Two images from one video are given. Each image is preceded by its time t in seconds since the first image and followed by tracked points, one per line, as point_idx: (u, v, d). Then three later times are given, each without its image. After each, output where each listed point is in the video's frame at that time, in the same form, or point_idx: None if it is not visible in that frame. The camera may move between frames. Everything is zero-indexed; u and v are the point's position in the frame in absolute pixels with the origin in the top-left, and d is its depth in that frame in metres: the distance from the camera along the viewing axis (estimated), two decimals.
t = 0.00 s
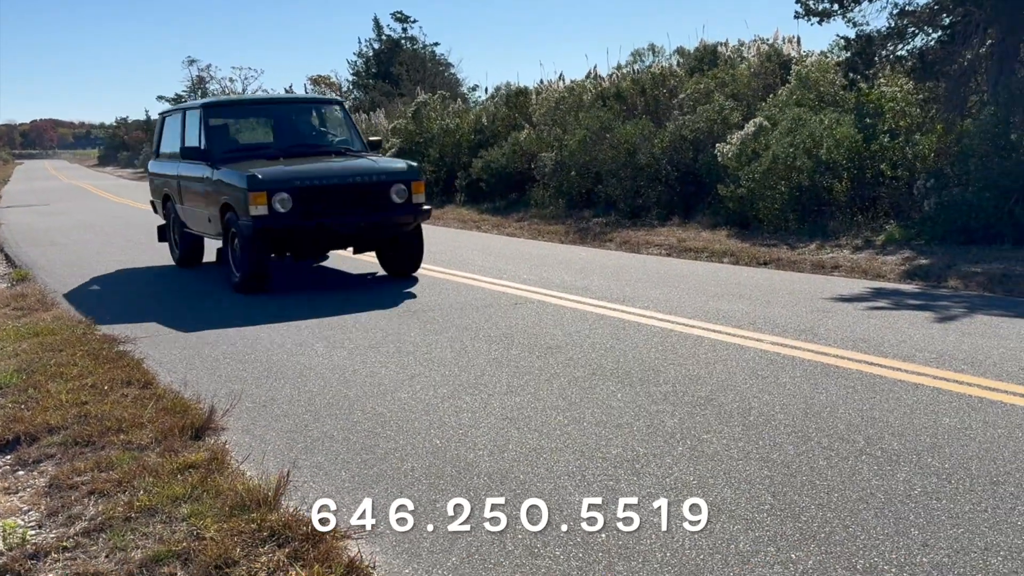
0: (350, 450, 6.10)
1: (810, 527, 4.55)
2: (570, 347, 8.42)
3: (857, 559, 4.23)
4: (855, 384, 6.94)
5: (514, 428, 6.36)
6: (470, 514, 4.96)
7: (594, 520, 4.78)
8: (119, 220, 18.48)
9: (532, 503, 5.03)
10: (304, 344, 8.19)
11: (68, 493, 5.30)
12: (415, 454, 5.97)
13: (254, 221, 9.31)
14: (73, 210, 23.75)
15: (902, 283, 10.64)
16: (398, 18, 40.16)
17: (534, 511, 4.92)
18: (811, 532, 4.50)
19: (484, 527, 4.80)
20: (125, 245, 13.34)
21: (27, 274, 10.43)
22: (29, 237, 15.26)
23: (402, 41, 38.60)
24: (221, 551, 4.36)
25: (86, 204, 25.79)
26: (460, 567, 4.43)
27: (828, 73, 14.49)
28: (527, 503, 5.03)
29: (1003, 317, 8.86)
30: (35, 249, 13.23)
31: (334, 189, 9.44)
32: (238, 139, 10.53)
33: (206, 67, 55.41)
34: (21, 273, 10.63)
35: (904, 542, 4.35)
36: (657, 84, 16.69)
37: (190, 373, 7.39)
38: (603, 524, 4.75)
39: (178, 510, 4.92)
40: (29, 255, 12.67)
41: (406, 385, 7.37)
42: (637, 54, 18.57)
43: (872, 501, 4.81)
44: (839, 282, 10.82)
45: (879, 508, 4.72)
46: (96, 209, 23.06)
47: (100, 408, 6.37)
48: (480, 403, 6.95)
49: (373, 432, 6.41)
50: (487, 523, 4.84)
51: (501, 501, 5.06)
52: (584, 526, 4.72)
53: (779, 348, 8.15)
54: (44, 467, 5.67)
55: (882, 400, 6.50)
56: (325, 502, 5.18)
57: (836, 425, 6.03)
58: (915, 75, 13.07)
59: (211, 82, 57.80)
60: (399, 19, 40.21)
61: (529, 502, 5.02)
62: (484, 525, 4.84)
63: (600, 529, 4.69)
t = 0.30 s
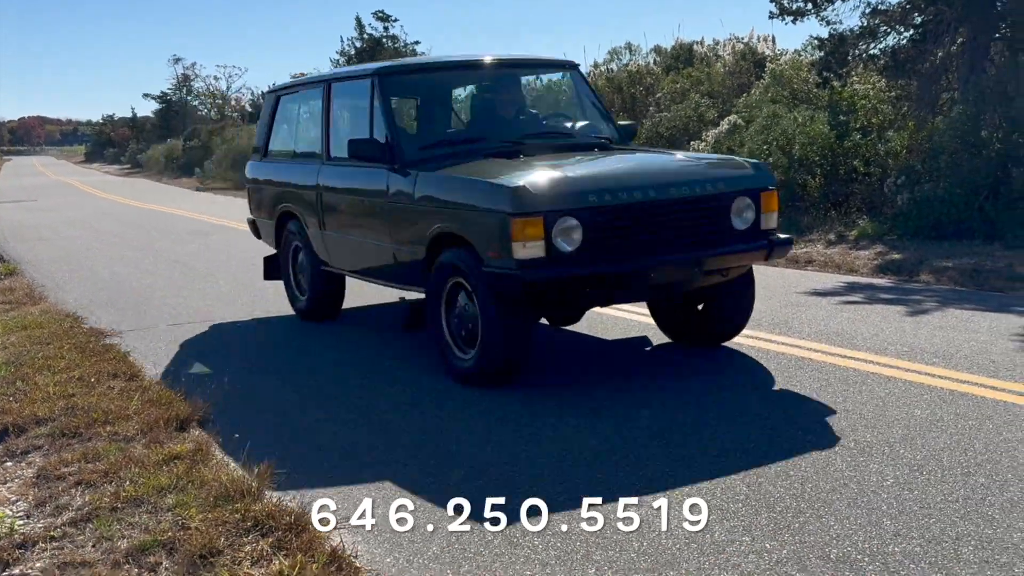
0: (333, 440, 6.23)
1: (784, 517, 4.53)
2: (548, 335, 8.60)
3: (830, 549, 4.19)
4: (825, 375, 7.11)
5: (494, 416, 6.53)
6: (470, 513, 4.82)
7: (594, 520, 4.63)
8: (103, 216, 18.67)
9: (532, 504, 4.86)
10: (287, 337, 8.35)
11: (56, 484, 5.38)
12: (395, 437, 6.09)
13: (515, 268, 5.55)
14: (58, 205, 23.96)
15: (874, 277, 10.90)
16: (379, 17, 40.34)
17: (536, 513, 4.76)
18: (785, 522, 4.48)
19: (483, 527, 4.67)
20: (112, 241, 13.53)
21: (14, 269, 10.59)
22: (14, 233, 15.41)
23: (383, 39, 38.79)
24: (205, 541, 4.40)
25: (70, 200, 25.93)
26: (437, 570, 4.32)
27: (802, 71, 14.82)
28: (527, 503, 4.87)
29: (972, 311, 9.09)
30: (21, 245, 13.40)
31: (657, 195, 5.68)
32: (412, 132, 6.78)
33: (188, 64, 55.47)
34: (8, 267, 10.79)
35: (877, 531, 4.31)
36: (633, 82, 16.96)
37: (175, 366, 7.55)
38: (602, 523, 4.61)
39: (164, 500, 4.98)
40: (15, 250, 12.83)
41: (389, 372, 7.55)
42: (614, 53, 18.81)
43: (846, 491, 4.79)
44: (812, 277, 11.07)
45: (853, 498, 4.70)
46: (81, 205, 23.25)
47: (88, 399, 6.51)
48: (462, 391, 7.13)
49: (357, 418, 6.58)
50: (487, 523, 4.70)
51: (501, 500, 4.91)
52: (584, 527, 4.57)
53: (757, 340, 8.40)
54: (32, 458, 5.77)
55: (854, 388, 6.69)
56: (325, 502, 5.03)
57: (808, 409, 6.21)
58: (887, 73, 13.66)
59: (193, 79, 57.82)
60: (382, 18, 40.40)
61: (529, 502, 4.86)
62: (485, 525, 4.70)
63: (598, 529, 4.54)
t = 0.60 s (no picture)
0: (319, 434, 6.30)
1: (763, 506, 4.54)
2: (530, 333, 8.76)
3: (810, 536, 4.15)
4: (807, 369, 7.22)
5: (476, 411, 6.65)
6: (469, 514, 4.73)
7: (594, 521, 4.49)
8: (91, 212, 18.82)
9: (532, 503, 4.80)
10: (272, 331, 8.48)
11: (45, 476, 5.45)
12: (379, 435, 6.21)
13: None
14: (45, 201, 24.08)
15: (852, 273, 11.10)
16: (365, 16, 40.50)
17: (535, 512, 4.68)
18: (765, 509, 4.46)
19: (484, 527, 4.57)
20: (100, 236, 13.71)
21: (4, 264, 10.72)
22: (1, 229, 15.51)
23: (369, 38, 38.97)
24: (193, 533, 4.41)
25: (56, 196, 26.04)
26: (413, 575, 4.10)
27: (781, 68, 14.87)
28: (527, 504, 4.80)
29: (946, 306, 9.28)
30: (10, 240, 13.52)
31: None
32: (855, 115, 3.63)
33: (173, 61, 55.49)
34: None
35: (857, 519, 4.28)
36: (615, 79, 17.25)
37: (163, 360, 7.66)
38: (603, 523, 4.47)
39: (152, 493, 5.03)
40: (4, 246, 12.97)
41: (374, 369, 7.70)
42: (597, 50, 18.99)
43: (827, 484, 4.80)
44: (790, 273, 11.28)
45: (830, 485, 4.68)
46: (68, 201, 23.38)
47: (77, 393, 6.61)
48: (444, 386, 7.26)
49: (341, 414, 6.70)
50: (488, 523, 4.61)
51: (501, 501, 4.84)
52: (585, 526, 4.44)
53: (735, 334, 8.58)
54: (22, 451, 5.83)
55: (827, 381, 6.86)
56: (325, 502, 4.99)
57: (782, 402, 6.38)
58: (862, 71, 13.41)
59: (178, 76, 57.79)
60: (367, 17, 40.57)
61: (529, 502, 4.80)
62: (485, 525, 4.60)
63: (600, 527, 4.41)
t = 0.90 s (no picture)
0: (309, 429, 6.39)
1: (748, 503, 4.69)
2: (516, 329, 8.87)
3: (792, 534, 4.32)
4: (789, 365, 7.34)
5: (464, 406, 6.75)
6: (470, 514, 4.76)
7: (595, 521, 4.60)
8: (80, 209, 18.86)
9: (533, 504, 4.84)
10: (261, 327, 8.56)
11: (37, 470, 5.52)
12: (368, 430, 6.30)
13: None
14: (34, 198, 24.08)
15: (835, 270, 11.25)
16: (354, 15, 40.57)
17: (535, 512, 4.73)
18: (749, 508, 4.63)
19: (484, 527, 4.61)
20: (89, 233, 13.77)
21: None
22: None
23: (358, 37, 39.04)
24: (183, 527, 4.49)
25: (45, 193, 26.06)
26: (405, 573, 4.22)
27: (766, 67, 15.03)
28: (526, 504, 4.84)
29: (927, 302, 9.43)
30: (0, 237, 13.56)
31: None
32: None
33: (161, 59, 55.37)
34: None
35: (837, 517, 4.46)
36: (601, 80, 17.45)
37: (153, 355, 7.74)
38: (603, 524, 4.57)
39: (142, 487, 5.12)
40: None
41: (363, 364, 7.79)
42: (582, 49, 19.15)
43: (807, 478, 4.95)
44: (774, 269, 11.41)
45: (813, 484, 4.86)
46: (57, 198, 23.39)
47: (69, 388, 6.69)
48: (432, 382, 7.36)
49: (330, 409, 6.79)
50: (488, 523, 4.65)
51: (501, 501, 4.87)
52: (585, 527, 4.54)
53: (721, 330, 8.70)
54: (14, 445, 5.90)
55: (808, 375, 7.00)
56: (326, 504, 5.00)
57: (764, 397, 6.51)
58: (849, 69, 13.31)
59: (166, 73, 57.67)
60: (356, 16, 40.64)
61: (530, 502, 4.84)
62: (485, 525, 4.65)
63: (601, 528, 4.51)
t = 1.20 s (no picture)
0: (302, 425, 6.46)
1: (737, 498, 4.78)
2: (507, 327, 8.96)
3: (781, 529, 4.42)
4: (777, 361, 7.44)
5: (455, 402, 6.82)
6: (470, 514, 4.80)
7: (595, 520, 4.64)
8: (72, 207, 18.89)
9: (533, 503, 4.88)
10: (254, 325, 8.62)
11: (32, 467, 5.58)
12: (361, 427, 6.38)
13: None
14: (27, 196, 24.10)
15: (823, 267, 11.38)
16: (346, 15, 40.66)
17: (535, 512, 4.77)
18: (738, 503, 4.73)
19: (484, 527, 4.66)
20: (81, 231, 13.79)
21: None
22: None
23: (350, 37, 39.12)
24: (177, 522, 4.56)
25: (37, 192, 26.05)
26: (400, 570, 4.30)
27: (755, 67, 15.16)
28: (527, 504, 4.88)
29: (913, 299, 9.55)
30: None
31: None
32: None
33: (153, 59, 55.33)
34: None
35: (826, 513, 4.56)
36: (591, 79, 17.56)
37: (147, 353, 7.79)
38: (603, 523, 4.61)
39: (137, 483, 5.19)
40: None
41: (356, 362, 7.85)
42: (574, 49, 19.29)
43: (796, 474, 5.05)
44: (763, 267, 11.53)
45: (802, 480, 4.96)
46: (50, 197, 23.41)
47: (64, 385, 6.75)
48: (424, 379, 7.43)
49: (323, 406, 6.86)
50: (488, 523, 4.69)
51: (501, 501, 4.91)
52: (585, 527, 4.58)
53: (708, 327, 8.81)
54: (10, 441, 5.96)
55: (795, 372, 7.10)
56: (326, 503, 5.03)
57: (751, 393, 6.61)
58: (837, 69, 13.48)
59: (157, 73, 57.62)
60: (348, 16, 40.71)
61: (530, 502, 4.87)
62: (485, 524, 4.69)
63: (601, 527, 4.56)
